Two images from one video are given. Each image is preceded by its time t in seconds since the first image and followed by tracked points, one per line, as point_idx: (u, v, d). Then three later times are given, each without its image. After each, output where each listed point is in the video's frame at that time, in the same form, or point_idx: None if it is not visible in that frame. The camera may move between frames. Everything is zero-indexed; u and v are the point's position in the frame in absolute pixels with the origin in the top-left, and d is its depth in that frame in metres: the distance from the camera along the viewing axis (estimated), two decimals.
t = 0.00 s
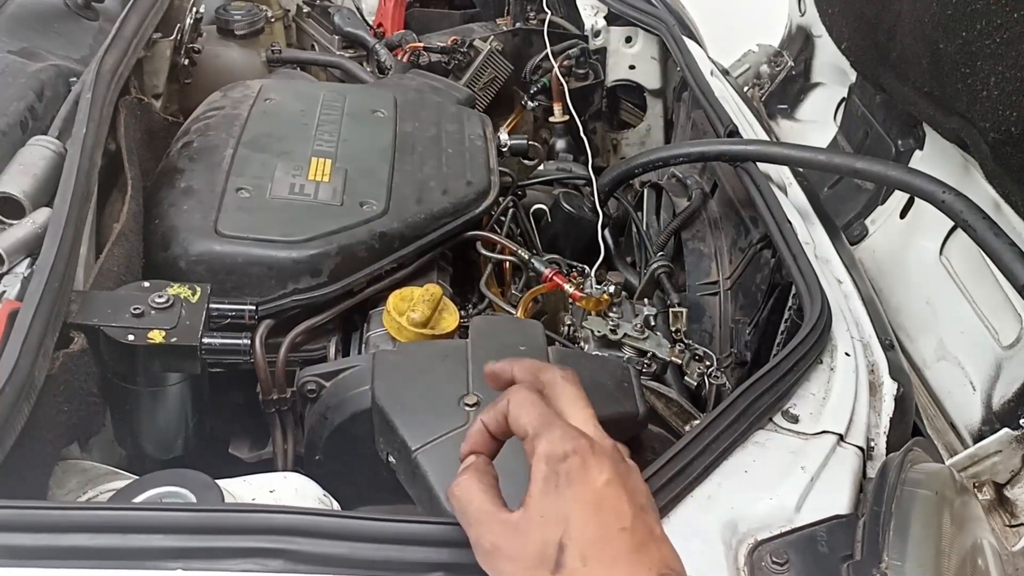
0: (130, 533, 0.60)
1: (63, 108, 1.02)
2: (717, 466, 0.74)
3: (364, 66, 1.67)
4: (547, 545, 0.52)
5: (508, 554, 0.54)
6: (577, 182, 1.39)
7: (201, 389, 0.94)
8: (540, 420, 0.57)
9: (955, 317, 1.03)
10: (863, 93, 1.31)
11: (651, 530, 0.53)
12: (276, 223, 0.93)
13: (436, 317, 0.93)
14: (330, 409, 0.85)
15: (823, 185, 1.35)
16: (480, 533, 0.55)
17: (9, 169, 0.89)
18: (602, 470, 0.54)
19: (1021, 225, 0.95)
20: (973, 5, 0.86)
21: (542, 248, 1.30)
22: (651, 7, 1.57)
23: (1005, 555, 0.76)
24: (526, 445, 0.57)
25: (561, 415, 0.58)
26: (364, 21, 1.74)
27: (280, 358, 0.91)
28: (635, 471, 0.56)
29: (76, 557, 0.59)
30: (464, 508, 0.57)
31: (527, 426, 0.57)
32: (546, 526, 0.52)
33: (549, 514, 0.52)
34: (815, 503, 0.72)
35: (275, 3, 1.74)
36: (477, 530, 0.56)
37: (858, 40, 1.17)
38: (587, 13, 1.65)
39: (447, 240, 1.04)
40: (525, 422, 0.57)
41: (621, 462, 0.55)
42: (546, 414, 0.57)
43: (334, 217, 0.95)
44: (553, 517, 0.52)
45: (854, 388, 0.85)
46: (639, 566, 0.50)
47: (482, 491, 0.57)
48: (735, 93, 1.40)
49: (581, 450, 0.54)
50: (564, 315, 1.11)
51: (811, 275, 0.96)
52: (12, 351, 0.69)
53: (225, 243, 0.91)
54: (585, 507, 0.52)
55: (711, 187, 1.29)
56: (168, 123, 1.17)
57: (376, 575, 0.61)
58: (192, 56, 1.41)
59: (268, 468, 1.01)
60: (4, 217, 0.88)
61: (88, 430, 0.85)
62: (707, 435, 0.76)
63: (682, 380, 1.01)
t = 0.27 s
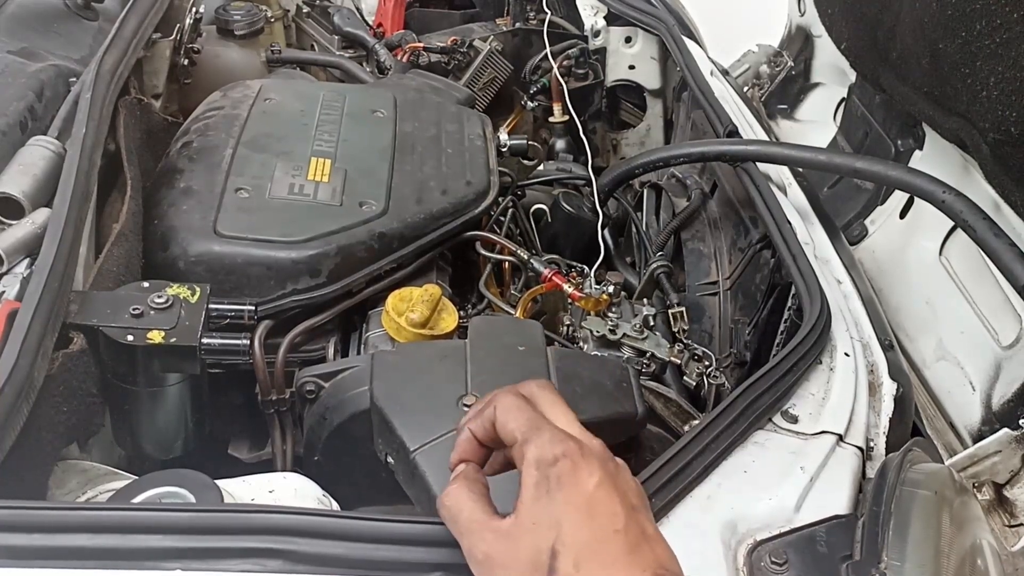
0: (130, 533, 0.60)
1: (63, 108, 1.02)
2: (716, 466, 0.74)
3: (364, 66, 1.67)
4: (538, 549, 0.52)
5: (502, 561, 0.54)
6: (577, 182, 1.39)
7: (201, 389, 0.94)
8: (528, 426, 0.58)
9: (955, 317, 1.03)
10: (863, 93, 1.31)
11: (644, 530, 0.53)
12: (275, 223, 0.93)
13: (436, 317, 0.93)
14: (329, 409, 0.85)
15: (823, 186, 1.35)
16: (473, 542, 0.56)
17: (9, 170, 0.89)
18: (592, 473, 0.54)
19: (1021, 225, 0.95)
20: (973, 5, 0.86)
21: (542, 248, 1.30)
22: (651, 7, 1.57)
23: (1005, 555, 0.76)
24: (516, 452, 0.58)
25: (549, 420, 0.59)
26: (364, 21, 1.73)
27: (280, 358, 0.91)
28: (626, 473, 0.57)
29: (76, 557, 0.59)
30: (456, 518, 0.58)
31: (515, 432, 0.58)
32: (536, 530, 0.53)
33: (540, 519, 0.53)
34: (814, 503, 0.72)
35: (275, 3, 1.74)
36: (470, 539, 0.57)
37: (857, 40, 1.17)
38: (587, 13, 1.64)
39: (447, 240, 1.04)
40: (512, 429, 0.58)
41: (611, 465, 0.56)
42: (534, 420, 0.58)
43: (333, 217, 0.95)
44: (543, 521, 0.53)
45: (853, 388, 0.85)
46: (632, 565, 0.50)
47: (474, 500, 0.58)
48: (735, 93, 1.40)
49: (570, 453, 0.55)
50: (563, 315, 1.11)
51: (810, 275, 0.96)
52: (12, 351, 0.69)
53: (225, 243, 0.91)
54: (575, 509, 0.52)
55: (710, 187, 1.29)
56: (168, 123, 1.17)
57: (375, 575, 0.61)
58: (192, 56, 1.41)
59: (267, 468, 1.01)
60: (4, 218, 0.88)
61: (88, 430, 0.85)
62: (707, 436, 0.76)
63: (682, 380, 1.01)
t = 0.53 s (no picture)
0: (130, 533, 0.60)
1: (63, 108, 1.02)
2: (716, 466, 0.74)
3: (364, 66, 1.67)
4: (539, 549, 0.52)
5: (501, 561, 0.54)
6: (577, 182, 1.39)
7: (201, 389, 0.94)
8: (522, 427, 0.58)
9: (955, 317, 1.03)
10: (863, 93, 1.31)
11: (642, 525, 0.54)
12: (276, 223, 0.93)
13: (436, 317, 0.93)
14: (329, 409, 0.85)
15: (823, 186, 1.35)
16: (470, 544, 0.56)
17: (9, 169, 0.89)
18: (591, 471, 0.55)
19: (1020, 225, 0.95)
20: (972, 5, 0.87)
21: (542, 248, 1.30)
22: (651, 7, 1.57)
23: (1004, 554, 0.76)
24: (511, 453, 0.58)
25: (541, 420, 0.59)
26: (364, 21, 1.74)
27: (280, 358, 0.91)
28: (620, 470, 0.57)
29: (76, 557, 0.59)
30: (452, 520, 0.58)
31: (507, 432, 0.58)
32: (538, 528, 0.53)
33: (540, 517, 0.53)
34: (814, 503, 0.72)
35: (275, 3, 1.74)
36: (468, 539, 0.56)
37: (857, 40, 1.17)
38: (587, 13, 1.65)
39: (447, 240, 1.04)
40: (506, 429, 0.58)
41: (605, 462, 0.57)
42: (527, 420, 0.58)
43: (334, 217, 0.96)
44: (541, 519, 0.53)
45: (853, 388, 0.85)
46: (635, 559, 0.51)
47: (469, 501, 0.58)
48: (735, 93, 1.40)
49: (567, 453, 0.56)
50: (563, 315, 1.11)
51: (810, 275, 0.96)
52: (12, 351, 0.69)
53: (225, 243, 0.91)
54: (575, 506, 0.53)
55: (710, 186, 1.29)
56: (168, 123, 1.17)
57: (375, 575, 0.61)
58: (192, 56, 1.41)
59: (267, 468, 1.01)
60: (4, 217, 0.88)
61: (88, 430, 0.85)
62: (707, 435, 0.76)
63: (682, 380, 1.01)
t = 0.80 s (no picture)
0: (131, 531, 0.61)
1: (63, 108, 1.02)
2: (715, 464, 0.75)
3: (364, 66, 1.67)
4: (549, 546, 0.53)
5: (510, 560, 0.54)
6: (576, 182, 1.39)
7: (201, 388, 0.94)
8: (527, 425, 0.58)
9: (953, 316, 1.04)
10: (862, 93, 1.32)
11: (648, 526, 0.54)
12: (276, 223, 0.93)
13: (436, 316, 0.94)
14: (330, 408, 0.85)
15: (822, 185, 1.35)
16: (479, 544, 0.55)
17: (10, 169, 0.89)
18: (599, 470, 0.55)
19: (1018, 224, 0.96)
20: (971, 5, 0.87)
21: (542, 248, 1.30)
22: (651, 7, 1.58)
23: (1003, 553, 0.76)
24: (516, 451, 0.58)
25: (546, 419, 0.59)
26: (364, 21, 1.74)
27: (281, 357, 0.91)
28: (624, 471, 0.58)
29: (77, 555, 0.60)
30: (457, 519, 0.57)
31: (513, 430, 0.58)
32: (547, 526, 0.53)
33: (552, 516, 0.53)
34: (813, 501, 0.72)
35: (275, 3, 1.74)
36: (476, 538, 0.56)
37: (856, 40, 1.18)
38: (587, 13, 1.64)
39: (447, 240, 1.05)
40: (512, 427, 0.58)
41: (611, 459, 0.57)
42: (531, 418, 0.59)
43: (334, 216, 0.96)
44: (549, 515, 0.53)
45: (852, 387, 0.85)
46: (649, 557, 0.51)
47: (475, 500, 0.58)
48: (734, 93, 1.40)
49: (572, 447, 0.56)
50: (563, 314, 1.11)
51: (809, 275, 0.97)
52: (12, 350, 0.69)
53: (226, 242, 0.91)
54: (587, 505, 0.53)
55: (710, 186, 1.29)
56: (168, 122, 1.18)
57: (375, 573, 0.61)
58: (192, 56, 1.41)
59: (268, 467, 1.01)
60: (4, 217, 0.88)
61: (88, 429, 0.85)
62: (706, 434, 0.76)
63: (682, 379, 1.01)
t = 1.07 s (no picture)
0: (130, 534, 0.60)
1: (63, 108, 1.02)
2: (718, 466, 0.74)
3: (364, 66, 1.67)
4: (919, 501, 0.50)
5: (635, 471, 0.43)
6: (577, 182, 1.39)
7: (201, 389, 0.94)
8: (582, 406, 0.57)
9: (955, 317, 1.03)
10: (863, 93, 1.31)
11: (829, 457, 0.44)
12: (276, 223, 0.93)
13: (436, 317, 0.93)
14: (330, 409, 0.85)
15: (823, 186, 1.34)
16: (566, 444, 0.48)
17: (9, 170, 0.89)
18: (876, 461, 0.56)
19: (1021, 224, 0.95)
20: (973, 5, 0.87)
21: (542, 249, 1.30)
22: (652, 7, 1.57)
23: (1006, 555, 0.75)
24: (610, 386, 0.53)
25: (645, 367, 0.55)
26: (364, 21, 1.73)
27: (280, 358, 0.91)
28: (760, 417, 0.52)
29: (76, 558, 0.59)
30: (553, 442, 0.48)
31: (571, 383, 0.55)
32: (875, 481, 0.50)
33: (663, 419, 0.44)
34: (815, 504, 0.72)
35: (275, 3, 1.74)
36: (583, 459, 0.46)
37: (858, 40, 1.17)
38: (587, 13, 1.63)
39: (447, 240, 1.04)
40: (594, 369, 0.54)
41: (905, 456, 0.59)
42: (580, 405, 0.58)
43: (334, 217, 0.95)
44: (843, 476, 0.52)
45: (854, 388, 0.85)
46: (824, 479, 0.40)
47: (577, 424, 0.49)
48: (735, 93, 1.40)
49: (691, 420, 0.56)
50: (564, 315, 1.11)
51: (811, 275, 0.96)
52: (11, 352, 0.69)
53: (225, 244, 0.91)
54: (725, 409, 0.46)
55: (711, 186, 1.29)
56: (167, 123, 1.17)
57: None
58: (192, 56, 1.41)
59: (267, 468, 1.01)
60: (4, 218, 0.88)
61: (88, 431, 0.85)
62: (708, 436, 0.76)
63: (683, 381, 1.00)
